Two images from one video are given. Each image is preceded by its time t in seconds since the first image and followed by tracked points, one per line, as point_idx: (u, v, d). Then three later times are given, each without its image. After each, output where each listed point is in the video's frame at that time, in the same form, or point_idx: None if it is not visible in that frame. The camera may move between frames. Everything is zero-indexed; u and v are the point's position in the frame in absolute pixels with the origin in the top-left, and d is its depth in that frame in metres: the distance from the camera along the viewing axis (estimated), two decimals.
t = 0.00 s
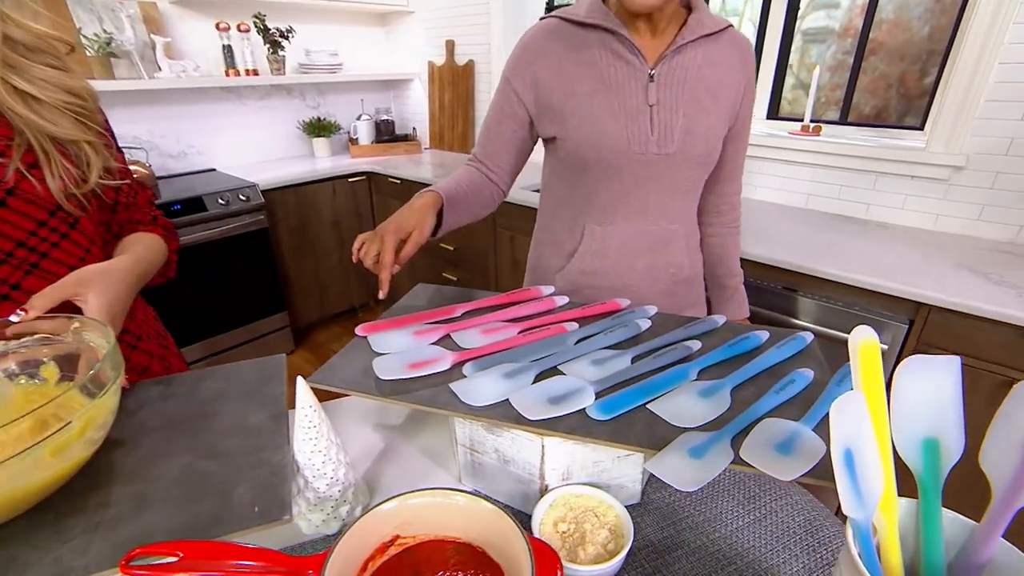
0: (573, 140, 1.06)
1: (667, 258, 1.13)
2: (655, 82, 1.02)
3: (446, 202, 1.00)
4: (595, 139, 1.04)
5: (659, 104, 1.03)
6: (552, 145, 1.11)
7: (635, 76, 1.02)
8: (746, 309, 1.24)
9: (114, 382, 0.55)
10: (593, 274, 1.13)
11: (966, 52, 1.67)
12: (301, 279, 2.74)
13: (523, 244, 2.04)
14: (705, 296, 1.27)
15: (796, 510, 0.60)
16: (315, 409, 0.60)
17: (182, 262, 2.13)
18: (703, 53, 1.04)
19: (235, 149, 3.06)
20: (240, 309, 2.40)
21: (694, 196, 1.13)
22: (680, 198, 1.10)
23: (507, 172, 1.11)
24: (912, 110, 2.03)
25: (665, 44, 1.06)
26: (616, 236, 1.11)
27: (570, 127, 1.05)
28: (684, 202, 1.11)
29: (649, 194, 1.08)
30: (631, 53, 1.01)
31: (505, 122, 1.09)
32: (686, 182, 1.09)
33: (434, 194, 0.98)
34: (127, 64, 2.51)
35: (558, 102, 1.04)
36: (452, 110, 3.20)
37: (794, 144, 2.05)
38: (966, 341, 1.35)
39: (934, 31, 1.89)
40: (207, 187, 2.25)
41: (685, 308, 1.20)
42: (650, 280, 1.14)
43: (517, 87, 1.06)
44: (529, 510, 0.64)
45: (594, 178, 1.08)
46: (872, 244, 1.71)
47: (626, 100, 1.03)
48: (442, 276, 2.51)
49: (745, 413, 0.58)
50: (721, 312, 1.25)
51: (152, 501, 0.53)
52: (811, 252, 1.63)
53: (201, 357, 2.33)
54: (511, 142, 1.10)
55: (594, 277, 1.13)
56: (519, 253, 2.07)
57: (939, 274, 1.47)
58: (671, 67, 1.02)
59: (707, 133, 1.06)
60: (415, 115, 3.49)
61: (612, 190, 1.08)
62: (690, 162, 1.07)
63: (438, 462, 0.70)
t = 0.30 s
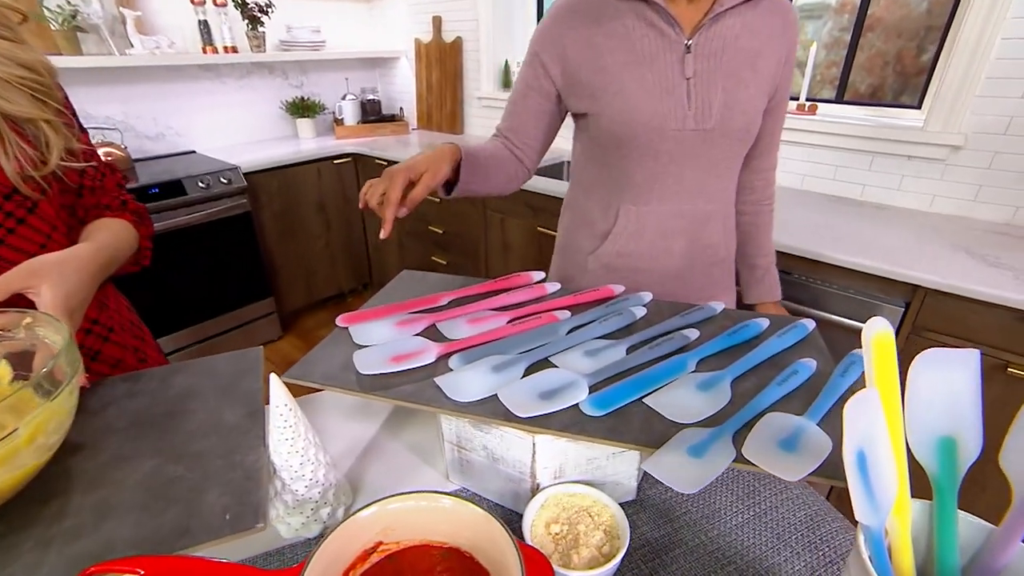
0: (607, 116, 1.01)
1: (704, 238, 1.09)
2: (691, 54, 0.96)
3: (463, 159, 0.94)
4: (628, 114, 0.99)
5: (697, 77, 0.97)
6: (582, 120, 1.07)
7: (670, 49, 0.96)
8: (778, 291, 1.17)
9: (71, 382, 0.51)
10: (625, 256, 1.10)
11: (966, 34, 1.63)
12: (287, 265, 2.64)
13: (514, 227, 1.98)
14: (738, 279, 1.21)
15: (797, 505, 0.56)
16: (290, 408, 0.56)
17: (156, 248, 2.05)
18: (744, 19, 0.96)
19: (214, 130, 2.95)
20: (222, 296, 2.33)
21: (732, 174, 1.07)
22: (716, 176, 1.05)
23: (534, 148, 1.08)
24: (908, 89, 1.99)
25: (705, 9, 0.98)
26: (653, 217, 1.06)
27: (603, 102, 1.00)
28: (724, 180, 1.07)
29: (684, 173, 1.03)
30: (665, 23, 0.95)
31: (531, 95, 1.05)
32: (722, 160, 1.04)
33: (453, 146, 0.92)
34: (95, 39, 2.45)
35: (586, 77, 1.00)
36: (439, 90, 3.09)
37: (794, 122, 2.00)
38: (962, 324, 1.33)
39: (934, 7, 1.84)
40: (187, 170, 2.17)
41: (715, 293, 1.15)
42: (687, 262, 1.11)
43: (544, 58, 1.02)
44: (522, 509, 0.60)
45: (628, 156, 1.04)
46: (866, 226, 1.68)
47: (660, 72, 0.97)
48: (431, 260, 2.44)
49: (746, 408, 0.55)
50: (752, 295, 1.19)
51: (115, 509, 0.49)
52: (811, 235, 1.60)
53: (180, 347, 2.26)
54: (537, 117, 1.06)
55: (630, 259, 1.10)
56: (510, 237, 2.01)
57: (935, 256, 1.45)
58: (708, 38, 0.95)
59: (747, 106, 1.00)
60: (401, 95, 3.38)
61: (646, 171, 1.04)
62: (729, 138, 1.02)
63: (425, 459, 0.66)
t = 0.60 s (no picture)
0: (649, 95, 0.89)
1: (753, 223, 0.96)
2: (742, 25, 0.83)
3: (504, 160, 0.85)
4: (673, 91, 0.87)
5: (747, 50, 0.84)
6: (623, 102, 0.95)
7: (717, 20, 0.83)
8: (834, 275, 1.02)
9: (21, 389, 0.47)
10: (669, 238, 0.97)
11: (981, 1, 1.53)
12: (267, 251, 2.40)
13: (505, 208, 1.82)
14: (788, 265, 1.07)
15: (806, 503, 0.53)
16: (265, 411, 0.52)
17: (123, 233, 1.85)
18: None
19: (189, 108, 2.82)
20: (197, 284, 2.12)
21: (787, 151, 0.94)
22: (770, 154, 0.92)
23: (578, 131, 0.96)
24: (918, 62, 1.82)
25: None
26: (699, 199, 0.94)
27: (645, 80, 0.88)
28: (779, 161, 0.94)
29: (735, 152, 0.91)
30: None
31: (572, 78, 0.94)
32: (777, 137, 0.91)
33: (490, 149, 0.84)
34: (52, 8, 2.31)
35: (631, 55, 0.87)
36: (426, 65, 2.86)
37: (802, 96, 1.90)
38: (972, 310, 1.27)
39: None
40: (161, 150, 2.00)
41: (765, 278, 1.01)
42: (734, 247, 0.98)
43: (584, 35, 0.90)
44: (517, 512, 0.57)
45: (672, 137, 0.91)
46: (873, 208, 1.59)
47: (707, 44, 0.84)
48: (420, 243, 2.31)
49: (754, 405, 0.51)
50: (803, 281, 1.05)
51: (74, 526, 0.45)
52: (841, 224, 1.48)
53: (153, 339, 2.06)
54: (580, 101, 0.94)
55: (675, 243, 0.97)
56: (501, 219, 1.84)
57: (939, 238, 1.39)
58: (763, 5, 0.82)
59: (803, 80, 0.87)
60: (386, 71, 3.22)
61: (694, 149, 0.91)
62: (781, 115, 0.89)
63: (413, 459, 0.63)
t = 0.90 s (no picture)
0: (686, 75, 0.79)
1: (789, 207, 0.85)
2: None
3: (532, 143, 0.78)
4: (710, 71, 0.77)
5: (790, 25, 0.74)
6: (655, 81, 0.84)
7: None
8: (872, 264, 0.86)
9: None
10: (706, 223, 0.86)
11: None
12: (250, 236, 2.24)
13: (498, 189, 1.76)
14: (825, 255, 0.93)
15: (815, 501, 0.50)
16: (242, 414, 0.48)
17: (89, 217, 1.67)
18: None
19: (162, 83, 2.48)
20: (178, 272, 1.96)
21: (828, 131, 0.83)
22: (805, 134, 0.81)
23: (609, 110, 0.86)
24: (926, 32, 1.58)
25: None
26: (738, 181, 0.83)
27: (680, 60, 0.78)
28: (813, 138, 0.82)
29: (772, 135, 0.80)
30: None
31: (603, 55, 0.83)
32: (812, 120, 0.80)
33: (517, 132, 0.77)
34: None
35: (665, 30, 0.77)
36: (412, 39, 2.63)
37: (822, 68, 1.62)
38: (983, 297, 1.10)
39: None
40: (130, 128, 1.82)
41: (802, 262, 0.90)
42: (769, 232, 0.86)
43: (616, 9, 0.80)
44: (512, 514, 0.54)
45: (707, 119, 0.81)
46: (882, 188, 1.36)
47: (747, 19, 0.74)
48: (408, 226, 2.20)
49: (763, 402, 0.49)
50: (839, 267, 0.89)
51: (33, 543, 0.42)
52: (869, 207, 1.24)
53: (129, 330, 1.90)
54: (611, 79, 0.84)
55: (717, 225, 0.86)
56: (493, 201, 1.78)
57: (945, 218, 1.19)
58: None
59: (847, 57, 0.76)
60: (370, 44, 2.89)
61: (733, 129, 0.80)
62: (823, 95, 0.78)
63: (402, 459, 0.60)
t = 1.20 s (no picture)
0: (712, 50, 0.74)
1: (818, 186, 0.81)
2: None
3: (548, 124, 0.75)
4: (740, 45, 0.73)
5: None
6: (676, 55, 0.80)
7: None
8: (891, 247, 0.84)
9: None
10: (731, 206, 0.83)
11: None
12: (228, 219, 2.17)
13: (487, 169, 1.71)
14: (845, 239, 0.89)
15: (822, 496, 0.48)
16: (219, 415, 0.44)
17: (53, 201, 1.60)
18: None
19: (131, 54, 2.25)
20: (154, 256, 1.89)
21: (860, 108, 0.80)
22: (837, 111, 0.77)
23: (627, 87, 0.81)
24: None
25: None
26: (765, 161, 0.79)
27: (706, 33, 0.74)
28: (846, 118, 0.78)
29: (805, 115, 0.77)
30: None
31: (622, 29, 0.78)
32: (845, 94, 0.76)
33: (533, 114, 0.74)
34: None
35: None
36: (398, 10, 2.52)
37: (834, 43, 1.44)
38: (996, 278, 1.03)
39: None
40: (98, 106, 1.74)
41: (828, 242, 0.87)
42: (797, 214, 0.83)
43: None
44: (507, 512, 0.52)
45: (735, 96, 0.77)
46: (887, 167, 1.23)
47: None
48: (396, 208, 2.13)
49: (769, 395, 0.46)
50: (859, 248, 0.86)
51: None
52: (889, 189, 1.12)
53: (101, 321, 1.83)
54: (631, 54, 0.79)
55: (745, 207, 0.82)
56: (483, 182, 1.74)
57: (956, 194, 1.11)
58: None
59: (883, 27, 0.72)
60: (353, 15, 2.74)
61: (760, 107, 0.76)
62: (857, 69, 0.74)
63: (391, 455, 0.57)
